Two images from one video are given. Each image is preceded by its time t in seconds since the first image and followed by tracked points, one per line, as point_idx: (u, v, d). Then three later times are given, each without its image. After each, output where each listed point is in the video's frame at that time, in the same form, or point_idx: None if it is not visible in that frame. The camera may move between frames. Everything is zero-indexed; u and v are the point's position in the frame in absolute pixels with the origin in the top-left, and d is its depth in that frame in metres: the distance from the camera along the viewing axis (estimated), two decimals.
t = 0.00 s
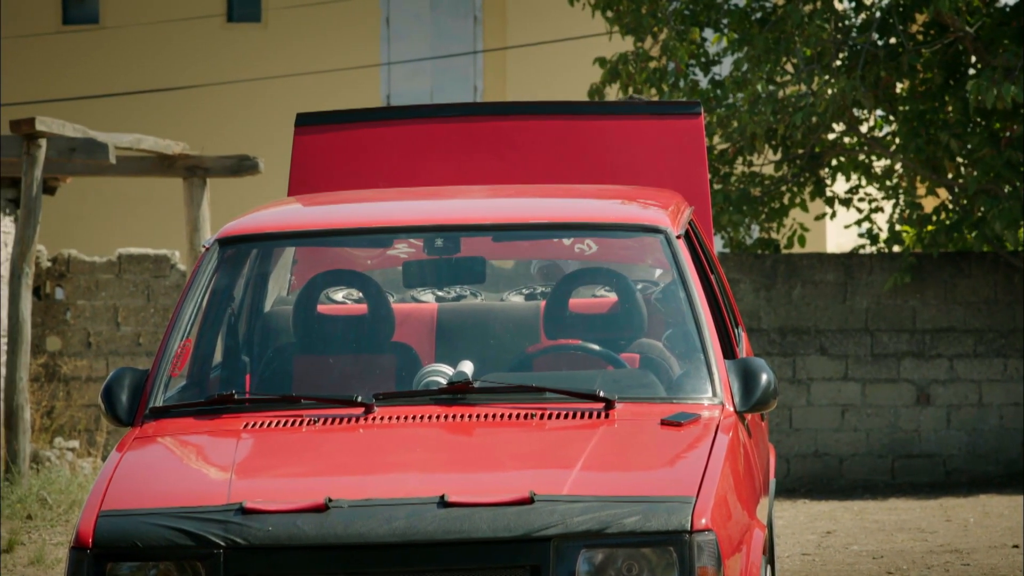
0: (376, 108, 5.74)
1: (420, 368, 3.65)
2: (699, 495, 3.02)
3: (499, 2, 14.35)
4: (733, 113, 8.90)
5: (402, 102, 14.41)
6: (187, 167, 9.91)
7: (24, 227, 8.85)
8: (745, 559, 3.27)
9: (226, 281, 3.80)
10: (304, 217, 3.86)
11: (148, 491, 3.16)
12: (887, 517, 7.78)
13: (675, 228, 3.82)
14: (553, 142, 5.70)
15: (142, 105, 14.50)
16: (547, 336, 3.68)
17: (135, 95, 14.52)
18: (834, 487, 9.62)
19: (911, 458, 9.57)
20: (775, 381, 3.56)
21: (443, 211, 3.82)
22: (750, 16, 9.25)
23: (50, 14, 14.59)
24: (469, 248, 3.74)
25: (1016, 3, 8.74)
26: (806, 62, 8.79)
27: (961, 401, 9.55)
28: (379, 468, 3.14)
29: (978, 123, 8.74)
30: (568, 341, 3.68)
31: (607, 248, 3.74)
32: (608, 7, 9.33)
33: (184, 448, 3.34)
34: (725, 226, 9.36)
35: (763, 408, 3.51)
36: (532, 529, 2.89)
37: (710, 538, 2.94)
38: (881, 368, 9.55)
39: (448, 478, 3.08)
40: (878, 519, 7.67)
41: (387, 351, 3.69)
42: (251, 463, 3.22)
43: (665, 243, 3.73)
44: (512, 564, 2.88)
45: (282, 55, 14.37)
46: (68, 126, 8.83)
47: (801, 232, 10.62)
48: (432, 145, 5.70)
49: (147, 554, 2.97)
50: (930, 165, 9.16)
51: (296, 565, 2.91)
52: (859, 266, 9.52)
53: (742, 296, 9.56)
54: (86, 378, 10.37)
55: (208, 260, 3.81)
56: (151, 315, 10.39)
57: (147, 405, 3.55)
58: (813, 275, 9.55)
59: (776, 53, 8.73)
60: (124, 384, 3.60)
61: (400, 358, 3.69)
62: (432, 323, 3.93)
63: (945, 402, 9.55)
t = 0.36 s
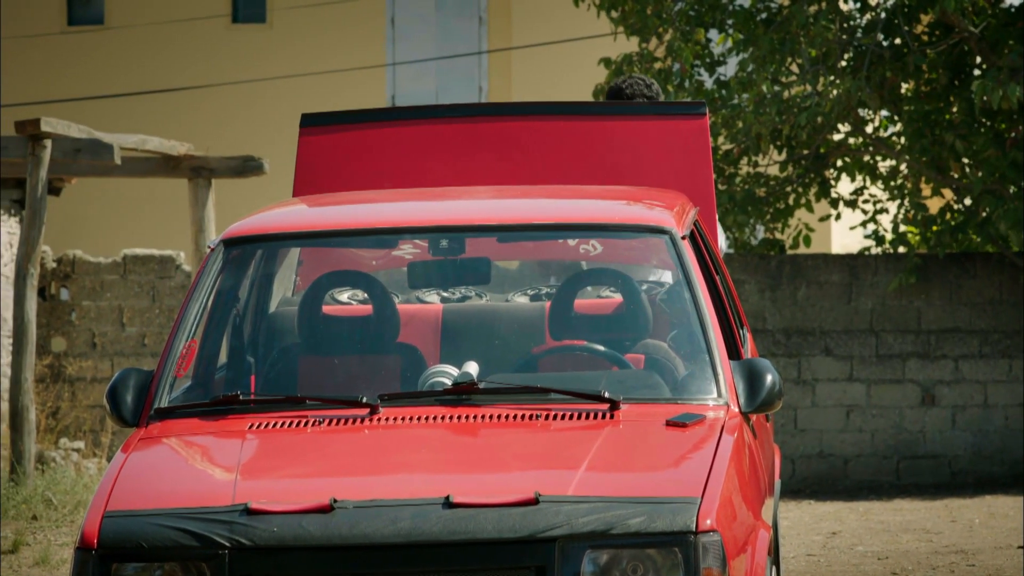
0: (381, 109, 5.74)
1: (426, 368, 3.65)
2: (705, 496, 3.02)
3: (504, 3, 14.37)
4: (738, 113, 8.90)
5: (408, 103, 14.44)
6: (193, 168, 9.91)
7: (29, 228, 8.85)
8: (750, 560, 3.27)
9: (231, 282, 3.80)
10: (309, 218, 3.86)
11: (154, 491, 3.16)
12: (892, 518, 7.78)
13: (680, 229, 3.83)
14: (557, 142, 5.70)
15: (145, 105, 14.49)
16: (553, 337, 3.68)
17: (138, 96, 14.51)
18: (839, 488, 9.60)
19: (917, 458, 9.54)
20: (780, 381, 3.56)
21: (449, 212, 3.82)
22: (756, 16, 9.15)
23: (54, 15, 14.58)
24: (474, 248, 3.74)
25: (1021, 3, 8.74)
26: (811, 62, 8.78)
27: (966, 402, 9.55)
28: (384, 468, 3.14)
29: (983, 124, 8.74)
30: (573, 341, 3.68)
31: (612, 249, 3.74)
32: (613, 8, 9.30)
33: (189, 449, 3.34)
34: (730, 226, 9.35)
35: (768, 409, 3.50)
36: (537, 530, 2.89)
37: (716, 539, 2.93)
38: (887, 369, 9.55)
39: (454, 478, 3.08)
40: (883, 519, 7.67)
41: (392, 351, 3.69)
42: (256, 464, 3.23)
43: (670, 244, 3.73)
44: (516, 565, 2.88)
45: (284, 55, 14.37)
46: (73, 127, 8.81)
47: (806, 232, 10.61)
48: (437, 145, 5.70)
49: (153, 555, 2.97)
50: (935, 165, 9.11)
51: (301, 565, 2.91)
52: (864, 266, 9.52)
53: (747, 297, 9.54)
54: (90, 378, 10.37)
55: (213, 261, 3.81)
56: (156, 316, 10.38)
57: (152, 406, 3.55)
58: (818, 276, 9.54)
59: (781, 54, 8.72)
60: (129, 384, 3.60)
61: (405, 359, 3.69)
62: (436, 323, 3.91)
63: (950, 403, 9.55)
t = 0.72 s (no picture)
0: (387, 111, 5.74)
1: (430, 370, 3.65)
2: (709, 498, 3.02)
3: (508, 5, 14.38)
4: (743, 115, 8.91)
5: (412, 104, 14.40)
6: (197, 170, 9.90)
7: (33, 230, 8.85)
8: (755, 562, 3.26)
9: (236, 284, 3.80)
10: (313, 220, 3.86)
11: (159, 493, 3.16)
12: (896, 520, 7.78)
13: (685, 230, 3.82)
14: (561, 144, 5.70)
15: (147, 107, 14.49)
16: (557, 339, 3.68)
17: (140, 98, 14.51)
18: (844, 490, 9.60)
19: (921, 460, 9.55)
20: (785, 383, 3.56)
21: (454, 214, 3.82)
22: (759, 14, 9.07)
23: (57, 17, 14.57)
24: (479, 251, 3.73)
25: None
26: (816, 64, 8.78)
27: (971, 404, 9.55)
28: (389, 471, 3.14)
29: (987, 126, 8.75)
30: (578, 344, 3.68)
31: (616, 251, 3.74)
32: (618, 10, 9.29)
33: (194, 451, 3.34)
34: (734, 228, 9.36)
35: (773, 411, 3.50)
36: (542, 531, 2.89)
37: (720, 541, 2.93)
38: (891, 371, 9.55)
39: (459, 481, 3.08)
40: (888, 521, 7.67)
41: (397, 353, 3.69)
42: (260, 466, 3.22)
43: (675, 246, 3.73)
44: (521, 567, 2.88)
45: (286, 57, 14.36)
46: (77, 129, 8.80)
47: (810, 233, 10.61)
48: (441, 146, 5.70)
49: (157, 556, 2.97)
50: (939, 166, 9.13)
51: (306, 568, 2.91)
52: (868, 268, 9.52)
53: (752, 298, 9.54)
54: (95, 380, 10.38)
55: (218, 263, 3.82)
56: (161, 318, 10.39)
57: (156, 407, 3.55)
58: (822, 278, 9.54)
59: (786, 55, 8.70)
60: (134, 386, 3.60)
61: (410, 361, 3.68)
62: (442, 325, 3.88)
63: (955, 405, 9.55)
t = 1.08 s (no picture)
0: (389, 127, 5.74)
1: (432, 376, 3.65)
2: (710, 504, 3.01)
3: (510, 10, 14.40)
4: (743, 121, 8.94)
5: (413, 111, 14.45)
6: (198, 176, 9.91)
7: (34, 236, 8.85)
8: (756, 568, 3.26)
9: (237, 290, 3.79)
10: (315, 225, 3.85)
11: (160, 499, 3.16)
12: (897, 525, 7.78)
13: (685, 236, 3.82)
14: (563, 160, 5.70)
15: (148, 112, 14.50)
16: (558, 345, 3.69)
17: (141, 102, 14.52)
18: (845, 495, 9.61)
19: (922, 466, 9.56)
20: (786, 389, 3.56)
21: (454, 219, 3.82)
22: (760, 24, 9.20)
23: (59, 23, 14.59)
24: (479, 257, 3.74)
25: None
26: (817, 69, 8.78)
27: (973, 409, 9.53)
28: (390, 477, 3.14)
29: (989, 132, 8.75)
30: (579, 350, 3.67)
31: (617, 256, 3.75)
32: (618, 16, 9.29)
33: (195, 457, 3.34)
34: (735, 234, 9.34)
35: (774, 417, 3.50)
36: (543, 537, 2.89)
37: (721, 547, 2.93)
38: (892, 377, 9.56)
39: (460, 487, 3.08)
40: (889, 528, 7.66)
41: (398, 359, 3.68)
42: (261, 472, 3.22)
43: (676, 251, 3.72)
44: (523, 573, 2.88)
45: (287, 62, 14.36)
46: (79, 135, 8.80)
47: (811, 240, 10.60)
48: (444, 161, 5.69)
49: (158, 562, 2.97)
50: (940, 171, 9.14)
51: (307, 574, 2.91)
52: (870, 274, 9.52)
53: (753, 304, 9.55)
54: (96, 386, 10.38)
55: (219, 269, 3.81)
56: (162, 324, 10.38)
57: (158, 413, 3.55)
58: (824, 283, 9.54)
59: (787, 61, 8.69)
60: (135, 392, 3.59)
61: (411, 367, 3.67)
62: (443, 331, 3.89)
63: (956, 410, 9.54)
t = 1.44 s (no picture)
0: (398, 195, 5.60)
1: (433, 376, 3.65)
2: (712, 504, 3.02)
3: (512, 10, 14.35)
4: (745, 122, 8.96)
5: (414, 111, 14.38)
6: (200, 176, 9.91)
7: (36, 236, 8.85)
8: (757, 568, 3.26)
9: (238, 290, 3.79)
10: (316, 225, 3.85)
11: (163, 499, 3.16)
12: (898, 526, 7.78)
13: (687, 237, 3.82)
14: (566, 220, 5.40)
15: (149, 113, 14.51)
16: (560, 345, 3.69)
17: (142, 104, 14.53)
18: (846, 496, 9.62)
19: (924, 466, 9.57)
20: (788, 389, 3.57)
21: (456, 219, 3.82)
22: (762, 24, 9.17)
23: (60, 23, 14.58)
24: (481, 257, 3.74)
25: None
26: (818, 70, 8.77)
27: (974, 410, 9.53)
28: (392, 477, 3.14)
29: (990, 132, 8.75)
30: (581, 350, 3.67)
31: (619, 257, 3.75)
32: (619, 16, 9.28)
33: (196, 457, 3.34)
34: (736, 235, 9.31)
35: (775, 417, 3.50)
36: (544, 537, 2.89)
37: (723, 547, 2.93)
38: (894, 377, 9.56)
39: (462, 487, 3.08)
40: (890, 528, 7.67)
41: (400, 359, 3.68)
42: (263, 472, 3.23)
43: (677, 252, 3.73)
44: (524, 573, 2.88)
45: (287, 62, 14.36)
46: (81, 135, 8.79)
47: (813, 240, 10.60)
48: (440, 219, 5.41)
49: (160, 562, 2.98)
50: (942, 172, 9.15)
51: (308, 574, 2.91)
52: (871, 275, 9.52)
53: (754, 304, 9.56)
54: (98, 386, 10.38)
55: (221, 269, 3.80)
56: (163, 324, 10.37)
57: (160, 413, 3.55)
58: (825, 283, 9.54)
59: (789, 61, 8.67)
60: (137, 393, 3.59)
61: (412, 368, 3.67)
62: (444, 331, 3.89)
63: (957, 410, 9.54)
